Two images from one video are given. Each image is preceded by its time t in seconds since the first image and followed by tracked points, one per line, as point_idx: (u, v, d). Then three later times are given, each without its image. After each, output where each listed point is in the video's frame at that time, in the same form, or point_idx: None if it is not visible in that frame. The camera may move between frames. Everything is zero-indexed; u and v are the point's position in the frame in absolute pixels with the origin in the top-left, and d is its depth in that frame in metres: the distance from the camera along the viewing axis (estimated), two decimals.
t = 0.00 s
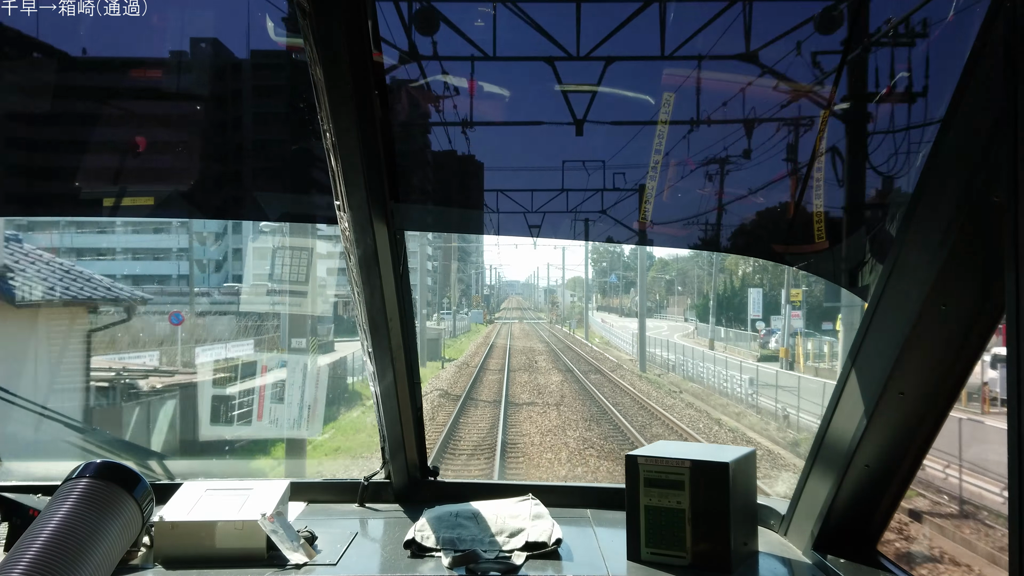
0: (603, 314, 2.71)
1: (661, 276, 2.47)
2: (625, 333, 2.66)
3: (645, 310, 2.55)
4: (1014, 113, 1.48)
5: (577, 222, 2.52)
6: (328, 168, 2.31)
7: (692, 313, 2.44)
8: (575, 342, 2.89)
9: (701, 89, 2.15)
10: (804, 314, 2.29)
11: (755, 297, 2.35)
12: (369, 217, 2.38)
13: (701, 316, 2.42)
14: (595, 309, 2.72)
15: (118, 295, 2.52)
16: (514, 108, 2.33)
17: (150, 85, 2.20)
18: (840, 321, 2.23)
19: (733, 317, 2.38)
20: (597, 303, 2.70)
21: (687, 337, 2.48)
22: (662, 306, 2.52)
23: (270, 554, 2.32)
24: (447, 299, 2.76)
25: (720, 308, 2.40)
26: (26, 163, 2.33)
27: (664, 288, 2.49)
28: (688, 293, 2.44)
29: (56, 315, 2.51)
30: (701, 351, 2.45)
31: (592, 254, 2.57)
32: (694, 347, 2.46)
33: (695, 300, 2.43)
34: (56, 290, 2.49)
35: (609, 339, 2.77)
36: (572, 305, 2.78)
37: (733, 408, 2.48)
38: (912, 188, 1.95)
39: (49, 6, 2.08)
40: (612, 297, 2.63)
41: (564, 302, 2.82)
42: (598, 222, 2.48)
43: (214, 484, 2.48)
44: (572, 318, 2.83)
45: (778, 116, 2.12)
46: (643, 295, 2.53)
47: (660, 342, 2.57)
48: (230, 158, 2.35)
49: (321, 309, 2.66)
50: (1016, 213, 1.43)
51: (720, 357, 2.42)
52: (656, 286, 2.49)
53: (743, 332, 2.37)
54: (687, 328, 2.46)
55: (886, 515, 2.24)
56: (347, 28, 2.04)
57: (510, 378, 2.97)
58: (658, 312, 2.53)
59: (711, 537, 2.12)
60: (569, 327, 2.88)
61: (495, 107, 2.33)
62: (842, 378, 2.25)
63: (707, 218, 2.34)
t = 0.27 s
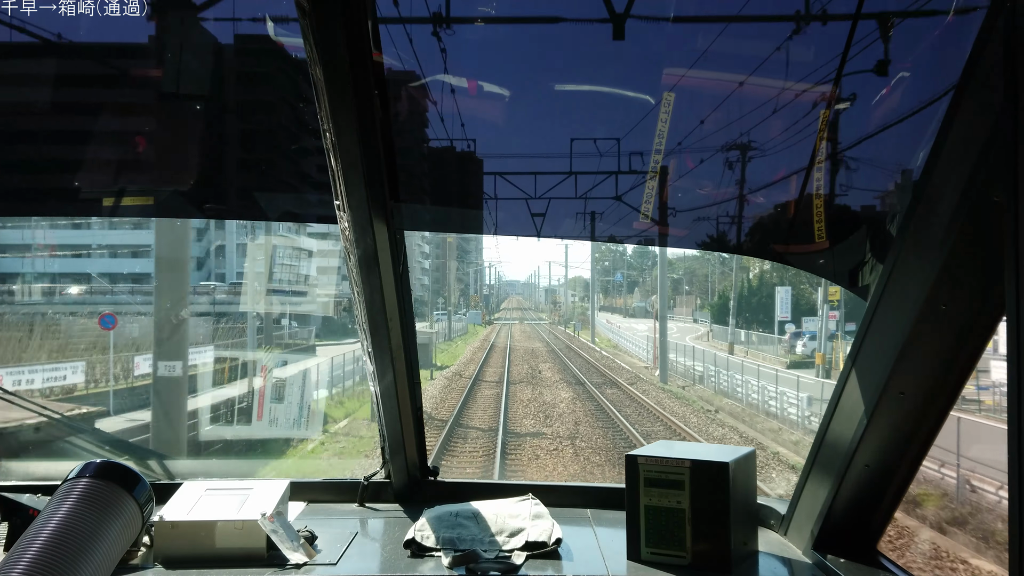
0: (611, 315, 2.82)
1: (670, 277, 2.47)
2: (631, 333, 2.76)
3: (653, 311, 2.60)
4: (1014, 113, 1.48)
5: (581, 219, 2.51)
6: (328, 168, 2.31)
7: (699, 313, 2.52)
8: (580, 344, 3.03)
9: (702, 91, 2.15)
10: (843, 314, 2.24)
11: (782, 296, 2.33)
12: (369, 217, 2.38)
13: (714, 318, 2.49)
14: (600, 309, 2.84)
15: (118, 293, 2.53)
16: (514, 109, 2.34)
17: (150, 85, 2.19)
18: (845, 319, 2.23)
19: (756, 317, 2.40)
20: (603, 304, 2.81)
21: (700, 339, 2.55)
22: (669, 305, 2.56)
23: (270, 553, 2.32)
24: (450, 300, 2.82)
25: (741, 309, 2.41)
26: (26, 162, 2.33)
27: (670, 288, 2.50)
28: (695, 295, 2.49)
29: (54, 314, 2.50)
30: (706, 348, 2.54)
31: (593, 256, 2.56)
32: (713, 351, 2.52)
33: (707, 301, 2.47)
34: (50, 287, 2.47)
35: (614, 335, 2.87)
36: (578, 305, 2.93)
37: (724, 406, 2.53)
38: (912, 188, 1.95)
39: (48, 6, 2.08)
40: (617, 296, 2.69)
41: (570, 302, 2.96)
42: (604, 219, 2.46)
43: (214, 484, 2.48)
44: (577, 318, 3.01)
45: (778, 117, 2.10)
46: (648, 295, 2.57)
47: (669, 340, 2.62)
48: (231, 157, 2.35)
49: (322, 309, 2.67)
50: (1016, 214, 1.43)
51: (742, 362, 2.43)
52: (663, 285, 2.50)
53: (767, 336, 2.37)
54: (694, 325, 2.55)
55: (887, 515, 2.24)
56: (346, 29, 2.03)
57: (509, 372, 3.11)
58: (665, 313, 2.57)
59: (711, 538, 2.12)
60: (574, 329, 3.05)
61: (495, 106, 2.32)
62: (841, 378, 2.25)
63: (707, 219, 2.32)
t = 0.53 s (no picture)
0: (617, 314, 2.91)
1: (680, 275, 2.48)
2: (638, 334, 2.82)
3: (661, 310, 2.66)
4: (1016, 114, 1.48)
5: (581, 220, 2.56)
6: (329, 167, 2.31)
7: (706, 314, 2.51)
8: (579, 344, 3.20)
9: (702, 91, 2.15)
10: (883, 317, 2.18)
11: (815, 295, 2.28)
12: (369, 217, 2.37)
13: (731, 320, 2.46)
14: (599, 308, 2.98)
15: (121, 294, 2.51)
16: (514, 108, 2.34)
17: (150, 85, 2.18)
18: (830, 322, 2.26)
19: (782, 319, 2.37)
20: (606, 305, 2.91)
21: (713, 342, 2.52)
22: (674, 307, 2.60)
23: (270, 554, 2.32)
24: (451, 305, 3.03)
25: (755, 308, 2.38)
26: (27, 162, 2.33)
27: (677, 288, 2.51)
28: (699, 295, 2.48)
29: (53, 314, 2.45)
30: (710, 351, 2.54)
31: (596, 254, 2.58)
32: (735, 356, 2.47)
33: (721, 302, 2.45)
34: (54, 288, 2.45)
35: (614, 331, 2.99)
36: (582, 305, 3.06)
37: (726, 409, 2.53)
38: (913, 188, 1.94)
39: (48, 6, 2.05)
40: (621, 295, 2.72)
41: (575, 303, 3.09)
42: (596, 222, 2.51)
43: (214, 484, 2.48)
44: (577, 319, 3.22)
45: (778, 117, 2.11)
46: (655, 294, 2.61)
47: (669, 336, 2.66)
48: (231, 159, 2.35)
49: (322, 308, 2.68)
50: (1016, 215, 1.43)
51: (773, 369, 2.38)
52: (669, 286, 2.53)
53: (797, 339, 2.35)
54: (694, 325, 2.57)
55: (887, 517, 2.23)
56: (346, 29, 2.02)
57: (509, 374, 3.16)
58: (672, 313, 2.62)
59: (711, 539, 2.12)
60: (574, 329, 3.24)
61: (496, 107, 2.35)
62: (841, 377, 2.25)
63: (704, 219, 2.34)
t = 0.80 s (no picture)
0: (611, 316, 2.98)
1: (691, 272, 2.49)
2: (648, 337, 2.86)
3: (667, 311, 2.72)
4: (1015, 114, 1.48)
5: (581, 219, 2.59)
6: (329, 167, 2.32)
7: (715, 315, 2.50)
8: (580, 344, 3.23)
9: (702, 92, 2.15)
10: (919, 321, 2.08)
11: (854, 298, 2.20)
12: (369, 217, 2.38)
13: (752, 322, 2.43)
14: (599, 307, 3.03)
15: (120, 291, 2.48)
16: (513, 109, 2.35)
17: (150, 85, 2.19)
18: (822, 324, 2.29)
19: (811, 320, 2.30)
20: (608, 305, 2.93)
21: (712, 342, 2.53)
22: (682, 305, 2.62)
23: (270, 553, 2.32)
24: (450, 305, 3.01)
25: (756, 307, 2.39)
26: (27, 162, 2.34)
27: (687, 289, 2.53)
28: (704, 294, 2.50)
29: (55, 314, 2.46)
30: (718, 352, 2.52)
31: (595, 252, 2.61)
32: (745, 359, 2.46)
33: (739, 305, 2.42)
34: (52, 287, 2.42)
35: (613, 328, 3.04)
36: (586, 308, 3.10)
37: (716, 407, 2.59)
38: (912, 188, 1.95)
39: (49, 6, 2.05)
40: (627, 296, 2.76)
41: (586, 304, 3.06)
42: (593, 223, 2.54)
43: (214, 484, 2.48)
44: (576, 322, 3.27)
45: (778, 117, 2.11)
46: (661, 295, 2.65)
47: (683, 337, 2.67)
48: (231, 159, 2.35)
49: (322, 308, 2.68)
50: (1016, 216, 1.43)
51: (798, 375, 2.34)
52: (674, 285, 2.56)
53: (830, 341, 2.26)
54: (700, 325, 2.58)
55: (887, 516, 2.23)
56: (346, 29, 2.03)
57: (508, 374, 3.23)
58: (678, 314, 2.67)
59: (711, 539, 2.12)
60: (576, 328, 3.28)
61: (495, 107, 2.34)
62: (841, 377, 2.25)
63: (705, 217, 2.36)
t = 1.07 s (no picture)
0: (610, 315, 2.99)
1: (699, 271, 2.48)
2: (658, 340, 2.79)
3: (673, 312, 2.66)
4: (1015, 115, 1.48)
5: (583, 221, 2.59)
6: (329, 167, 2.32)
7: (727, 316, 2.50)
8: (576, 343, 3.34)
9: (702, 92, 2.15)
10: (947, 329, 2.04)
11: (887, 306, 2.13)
12: (369, 217, 2.38)
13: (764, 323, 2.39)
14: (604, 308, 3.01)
15: (118, 288, 2.48)
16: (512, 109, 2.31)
17: (150, 85, 2.19)
18: (829, 323, 2.26)
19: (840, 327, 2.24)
20: (611, 305, 2.92)
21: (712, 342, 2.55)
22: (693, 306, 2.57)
23: (270, 553, 2.33)
24: (444, 305, 2.97)
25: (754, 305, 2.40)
26: (28, 162, 2.34)
27: (696, 289, 2.51)
28: (712, 294, 2.49)
29: (56, 313, 2.46)
30: (731, 352, 2.52)
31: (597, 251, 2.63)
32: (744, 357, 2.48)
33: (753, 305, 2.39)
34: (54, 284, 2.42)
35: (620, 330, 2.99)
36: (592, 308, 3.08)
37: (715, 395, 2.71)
38: (912, 188, 1.95)
39: (49, 6, 2.05)
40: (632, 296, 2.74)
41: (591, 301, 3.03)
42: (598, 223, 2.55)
43: (214, 484, 2.48)
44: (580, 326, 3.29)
45: (778, 118, 2.11)
46: (665, 295, 2.63)
47: (698, 340, 2.63)
48: (231, 159, 2.35)
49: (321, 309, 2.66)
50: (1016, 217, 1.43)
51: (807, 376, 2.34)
52: (682, 285, 2.53)
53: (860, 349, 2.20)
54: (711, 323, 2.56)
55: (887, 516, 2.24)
56: (345, 29, 2.02)
57: (511, 371, 3.28)
58: (684, 314, 2.62)
59: (711, 539, 2.13)
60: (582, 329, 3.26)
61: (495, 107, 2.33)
62: (841, 377, 2.25)
63: (705, 216, 2.37)
